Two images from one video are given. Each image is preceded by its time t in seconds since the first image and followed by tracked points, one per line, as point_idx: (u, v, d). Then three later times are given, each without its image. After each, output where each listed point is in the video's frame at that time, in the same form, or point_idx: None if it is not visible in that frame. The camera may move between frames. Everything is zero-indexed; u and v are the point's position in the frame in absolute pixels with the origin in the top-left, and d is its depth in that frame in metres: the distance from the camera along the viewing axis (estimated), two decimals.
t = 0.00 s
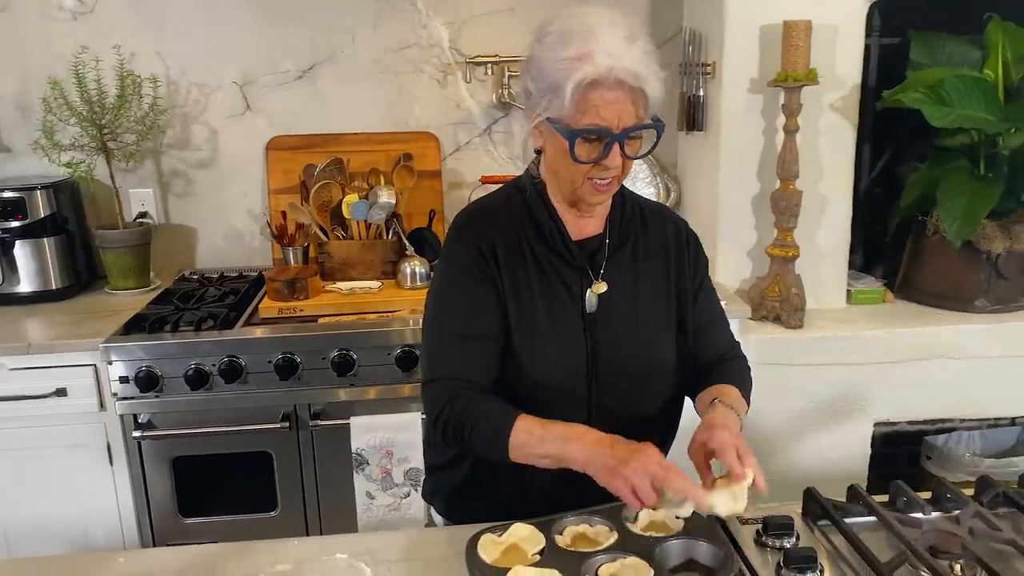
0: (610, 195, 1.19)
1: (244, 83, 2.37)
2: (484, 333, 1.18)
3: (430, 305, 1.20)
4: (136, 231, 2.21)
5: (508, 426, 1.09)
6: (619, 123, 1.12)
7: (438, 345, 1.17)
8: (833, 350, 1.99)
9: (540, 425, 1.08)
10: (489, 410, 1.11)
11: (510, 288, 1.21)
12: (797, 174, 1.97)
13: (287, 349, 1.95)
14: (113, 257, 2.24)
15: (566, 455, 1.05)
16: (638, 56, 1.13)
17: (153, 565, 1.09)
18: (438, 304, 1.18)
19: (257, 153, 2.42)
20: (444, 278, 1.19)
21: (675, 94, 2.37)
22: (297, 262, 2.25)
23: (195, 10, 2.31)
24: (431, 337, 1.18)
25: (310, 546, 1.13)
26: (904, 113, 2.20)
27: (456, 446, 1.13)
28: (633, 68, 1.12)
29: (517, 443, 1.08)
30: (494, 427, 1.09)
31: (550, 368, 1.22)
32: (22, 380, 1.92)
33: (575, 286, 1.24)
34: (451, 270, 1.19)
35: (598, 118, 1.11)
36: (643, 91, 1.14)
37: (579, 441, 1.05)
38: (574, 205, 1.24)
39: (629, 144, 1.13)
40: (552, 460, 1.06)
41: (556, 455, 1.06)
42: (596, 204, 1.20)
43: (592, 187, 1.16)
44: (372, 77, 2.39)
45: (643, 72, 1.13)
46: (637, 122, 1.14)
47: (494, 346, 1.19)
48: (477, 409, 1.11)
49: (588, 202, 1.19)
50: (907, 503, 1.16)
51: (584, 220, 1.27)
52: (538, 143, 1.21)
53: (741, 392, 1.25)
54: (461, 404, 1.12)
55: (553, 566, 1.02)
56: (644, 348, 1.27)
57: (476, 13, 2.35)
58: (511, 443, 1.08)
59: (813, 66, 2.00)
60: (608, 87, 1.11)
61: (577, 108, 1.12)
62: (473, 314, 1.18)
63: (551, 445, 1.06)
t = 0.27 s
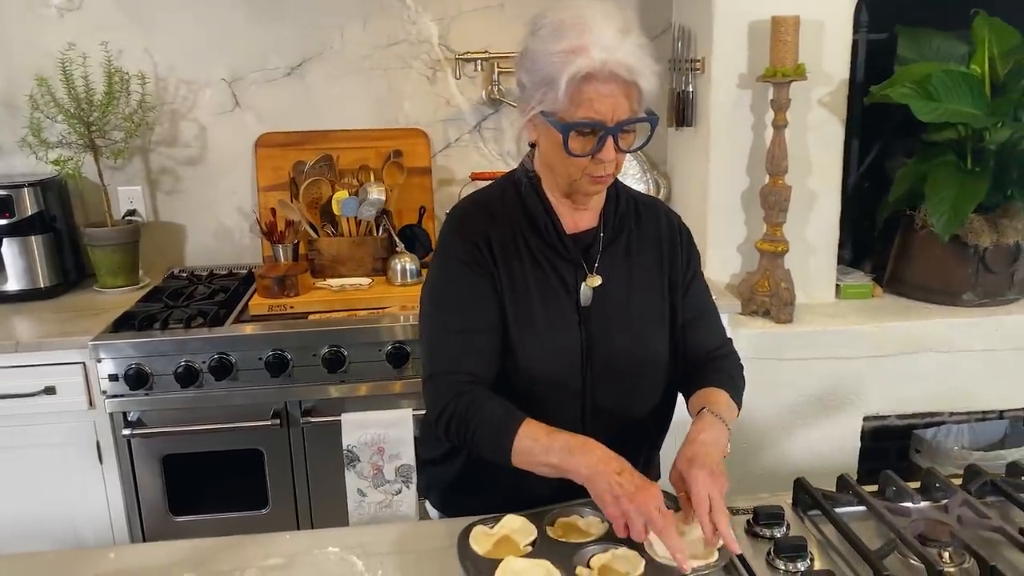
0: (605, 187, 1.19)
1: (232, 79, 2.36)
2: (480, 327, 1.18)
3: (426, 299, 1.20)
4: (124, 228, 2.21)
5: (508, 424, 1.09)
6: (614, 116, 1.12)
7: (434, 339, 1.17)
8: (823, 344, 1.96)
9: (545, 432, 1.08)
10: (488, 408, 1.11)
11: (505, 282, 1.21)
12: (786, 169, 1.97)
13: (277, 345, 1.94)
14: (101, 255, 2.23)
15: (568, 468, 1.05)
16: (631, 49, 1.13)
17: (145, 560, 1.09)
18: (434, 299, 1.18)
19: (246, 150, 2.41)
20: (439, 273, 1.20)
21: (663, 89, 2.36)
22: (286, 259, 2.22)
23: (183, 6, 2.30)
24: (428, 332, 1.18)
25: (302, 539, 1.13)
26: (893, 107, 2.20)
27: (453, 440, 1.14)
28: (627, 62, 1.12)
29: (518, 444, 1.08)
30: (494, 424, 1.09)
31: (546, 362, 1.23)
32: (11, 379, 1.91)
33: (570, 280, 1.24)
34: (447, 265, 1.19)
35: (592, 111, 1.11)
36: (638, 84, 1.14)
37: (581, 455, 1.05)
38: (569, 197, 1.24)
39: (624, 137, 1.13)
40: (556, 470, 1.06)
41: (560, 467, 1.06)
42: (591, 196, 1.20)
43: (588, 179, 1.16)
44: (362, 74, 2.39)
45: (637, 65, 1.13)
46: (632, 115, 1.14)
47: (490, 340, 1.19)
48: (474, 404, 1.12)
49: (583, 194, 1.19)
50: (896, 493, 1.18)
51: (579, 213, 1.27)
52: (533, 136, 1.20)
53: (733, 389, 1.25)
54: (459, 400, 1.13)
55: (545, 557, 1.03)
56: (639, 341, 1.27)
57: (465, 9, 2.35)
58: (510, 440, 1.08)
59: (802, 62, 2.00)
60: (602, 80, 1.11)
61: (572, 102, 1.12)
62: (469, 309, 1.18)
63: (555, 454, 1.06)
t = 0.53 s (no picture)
0: (596, 182, 1.20)
1: (223, 78, 2.36)
2: (475, 323, 1.18)
3: (420, 295, 1.20)
4: (115, 227, 2.20)
5: (505, 420, 1.09)
6: (604, 111, 1.12)
7: (428, 335, 1.17)
8: (814, 340, 1.96)
9: (543, 431, 1.08)
10: (484, 404, 1.11)
11: (499, 277, 1.21)
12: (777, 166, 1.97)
13: (269, 343, 1.94)
14: (92, 254, 2.22)
15: (566, 467, 1.05)
16: (622, 45, 1.13)
17: (137, 557, 1.09)
18: (428, 295, 1.18)
19: (237, 149, 2.41)
20: (433, 269, 1.19)
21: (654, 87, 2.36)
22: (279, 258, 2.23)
23: (173, 5, 2.30)
24: (422, 328, 1.18)
25: (295, 535, 1.13)
26: (883, 104, 2.21)
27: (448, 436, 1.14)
28: (618, 58, 1.12)
29: (514, 440, 1.08)
30: (489, 420, 1.09)
31: (540, 358, 1.23)
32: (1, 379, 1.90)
33: (563, 275, 1.24)
34: (441, 260, 1.19)
35: (583, 107, 1.11)
36: (629, 79, 1.14)
37: (578, 453, 1.05)
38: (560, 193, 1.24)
39: (615, 133, 1.13)
40: (553, 469, 1.06)
41: (557, 465, 1.06)
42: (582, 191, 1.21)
43: (579, 175, 1.17)
44: (353, 72, 2.38)
45: (628, 60, 1.13)
46: (623, 110, 1.14)
47: (484, 336, 1.19)
48: (470, 400, 1.12)
49: (575, 189, 1.20)
50: (887, 486, 1.18)
51: (571, 209, 1.27)
52: (525, 132, 1.21)
53: (725, 384, 1.25)
54: (454, 396, 1.13)
55: (538, 550, 1.03)
56: (632, 336, 1.27)
57: (456, 8, 2.35)
58: (506, 437, 1.08)
59: (792, 59, 2.00)
60: (593, 76, 1.11)
61: (563, 97, 1.12)
62: (464, 304, 1.18)
63: (554, 452, 1.06)
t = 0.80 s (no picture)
0: (592, 182, 1.20)
1: (216, 77, 2.35)
2: (469, 323, 1.18)
3: (414, 294, 1.20)
4: (108, 227, 2.19)
5: (498, 422, 1.09)
6: (599, 110, 1.12)
7: (422, 335, 1.16)
8: (808, 337, 1.96)
9: (537, 436, 1.09)
10: (477, 405, 1.11)
11: (493, 276, 1.21)
12: (770, 164, 1.97)
13: (264, 343, 1.94)
14: (85, 254, 2.21)
15: (560, 472, 1.06)
16: (617, 44, 1.13)
17: (132, 557, 1.08)
18: (422, 294, 1.18)
19: (231, 149, 2.40)
20: (428, 268, 1.19)
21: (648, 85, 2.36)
22: (272, 257, 2.23)
23: (165, 4, 2.29)
24: (416, 327, 1.18)
25: (290, 534, 1.13)
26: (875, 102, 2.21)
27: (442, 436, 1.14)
28: (613, 56, 1.12)
29: (509, 442, 1.08)
30: (483, 422, 1.09)
31: (535, 357, 1.23)
32: None
33: (558, 274, 1.24)
34: (435, 259, 1.19)
35: (578, 106, 1.12)
36: (624, 77, 1.14)
37: (573, 459, 1.06)
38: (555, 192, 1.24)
39: (611, 131, 1.13)
40: (546, 474, 1.07)
41: (551, 470, 1.06)
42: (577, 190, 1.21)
43: (574, 174, 1.17)
44: (346, 71, 2.38)
45: (622, 59, 1.13)
46: (618, 109, 1.14)
47: (478, 335, 1.19)
48: (464, 400, 1.11)
49: (569, 188, 1.19)
50: (881, 482, 1.19)
51: (565, 207, 1.27)
52: (520, 130, 1.20)
53: (719, 383, 1.25)
54: (448, 396, 1.12)
55: (534, 548, 1.03)
56: (626, 335, 1.27)
57: (449, 7, 2.35)
58: (500, 440, 1.08)
59: (785, 57, 1.99)
60: (588, 74, 1.12)
61: (558, 96, 1.12)
62: (458, 304, 1.17)
63: (547, 457, 1.07)
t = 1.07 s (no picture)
0: (591, 182, 1.19)
1: (211, 77, 2.35)
2: (462, 321, 1.18)
3: (410, 290, 1.20)
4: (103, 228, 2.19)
5: (488, 421, 1.09)
6: (598, 110, 1.12)
7: (416, 331, 1.17)
8: (805, 336, 1.95)
9: (526, 436, 1.09)
10: (468, 404, 1.11)
11: (488, 275, 1.21)
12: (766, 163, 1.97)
13: (260, 343, 1.93)
14: (80, 254, 2.21)
15: (546, 472, 1.05)
16: (616, 44, 1.13)
17: (127, 558, 1.08)
18: (417, 291, 1.18)
19: (226, 149, 2.40)
20: (423, 265, 1.19)
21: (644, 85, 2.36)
22: (268, 257, 2.22)
23: (160, 4, 2.29)
24: (410, 323, 1.18)
25: (286, 535, 1.13)
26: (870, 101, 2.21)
27: (433, 434, 1.14)
28: (612, 56, 1.12)
29: (501, 441, 1.07)
30: (474, 421, 1.09)
31: (529, 357, 1.23)
32: None
33: (554, 274, 1.24)
34: (430, 256, 1.19)
35: (577, 105, 1.11)
36: (623, 78, 1.14)
37: (557, 461, 1.06)
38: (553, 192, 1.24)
39: (609, 131, 1.13)
40: (532, 473, 1.06)
41: (537, 470, 1.06)
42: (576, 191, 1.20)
43: (571, 173, 1.16)
44: (342, 71, 2.38)
45: (622, 59, 1.13)
46: (617, 109, 1.14)
47: (472, 333, 1.19)
48: (456, 398, 1.11)
49: (567, 188, 1.19)
50: (877, 480, 1.19)
51: (564, 207, 1.27)
52: (519, 129, 1.20)
53: (715, 385, 1.25)
54: (439, 393, 1.12)
55: (530, 548, 1.03)
56: (622, 335, 1.27)
57: (445, 6, 2.35)
58: (489, 439, 1.08)
59: (780, 56, 1.99)
60: (587, 74, 1.11)
61: (557, 95, 1.12)
62: (452, 301, 1.17)
63: (535, 457, 1.06)
